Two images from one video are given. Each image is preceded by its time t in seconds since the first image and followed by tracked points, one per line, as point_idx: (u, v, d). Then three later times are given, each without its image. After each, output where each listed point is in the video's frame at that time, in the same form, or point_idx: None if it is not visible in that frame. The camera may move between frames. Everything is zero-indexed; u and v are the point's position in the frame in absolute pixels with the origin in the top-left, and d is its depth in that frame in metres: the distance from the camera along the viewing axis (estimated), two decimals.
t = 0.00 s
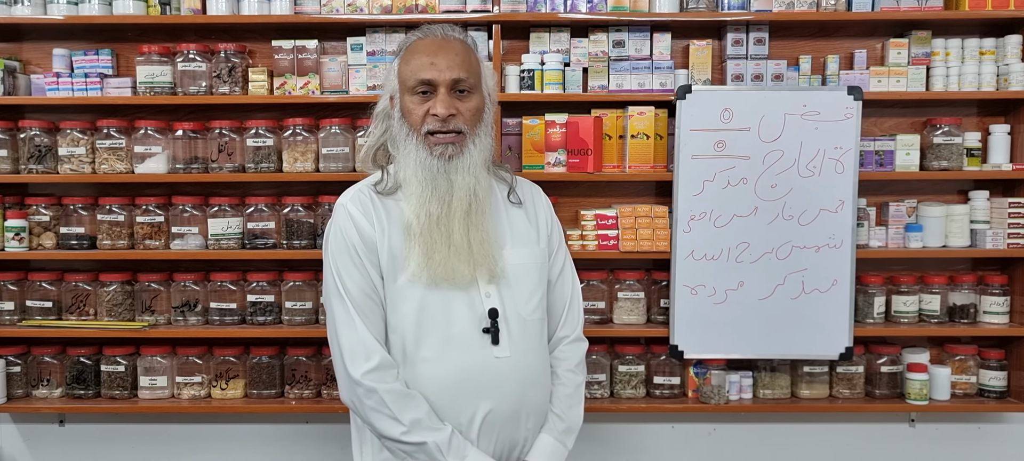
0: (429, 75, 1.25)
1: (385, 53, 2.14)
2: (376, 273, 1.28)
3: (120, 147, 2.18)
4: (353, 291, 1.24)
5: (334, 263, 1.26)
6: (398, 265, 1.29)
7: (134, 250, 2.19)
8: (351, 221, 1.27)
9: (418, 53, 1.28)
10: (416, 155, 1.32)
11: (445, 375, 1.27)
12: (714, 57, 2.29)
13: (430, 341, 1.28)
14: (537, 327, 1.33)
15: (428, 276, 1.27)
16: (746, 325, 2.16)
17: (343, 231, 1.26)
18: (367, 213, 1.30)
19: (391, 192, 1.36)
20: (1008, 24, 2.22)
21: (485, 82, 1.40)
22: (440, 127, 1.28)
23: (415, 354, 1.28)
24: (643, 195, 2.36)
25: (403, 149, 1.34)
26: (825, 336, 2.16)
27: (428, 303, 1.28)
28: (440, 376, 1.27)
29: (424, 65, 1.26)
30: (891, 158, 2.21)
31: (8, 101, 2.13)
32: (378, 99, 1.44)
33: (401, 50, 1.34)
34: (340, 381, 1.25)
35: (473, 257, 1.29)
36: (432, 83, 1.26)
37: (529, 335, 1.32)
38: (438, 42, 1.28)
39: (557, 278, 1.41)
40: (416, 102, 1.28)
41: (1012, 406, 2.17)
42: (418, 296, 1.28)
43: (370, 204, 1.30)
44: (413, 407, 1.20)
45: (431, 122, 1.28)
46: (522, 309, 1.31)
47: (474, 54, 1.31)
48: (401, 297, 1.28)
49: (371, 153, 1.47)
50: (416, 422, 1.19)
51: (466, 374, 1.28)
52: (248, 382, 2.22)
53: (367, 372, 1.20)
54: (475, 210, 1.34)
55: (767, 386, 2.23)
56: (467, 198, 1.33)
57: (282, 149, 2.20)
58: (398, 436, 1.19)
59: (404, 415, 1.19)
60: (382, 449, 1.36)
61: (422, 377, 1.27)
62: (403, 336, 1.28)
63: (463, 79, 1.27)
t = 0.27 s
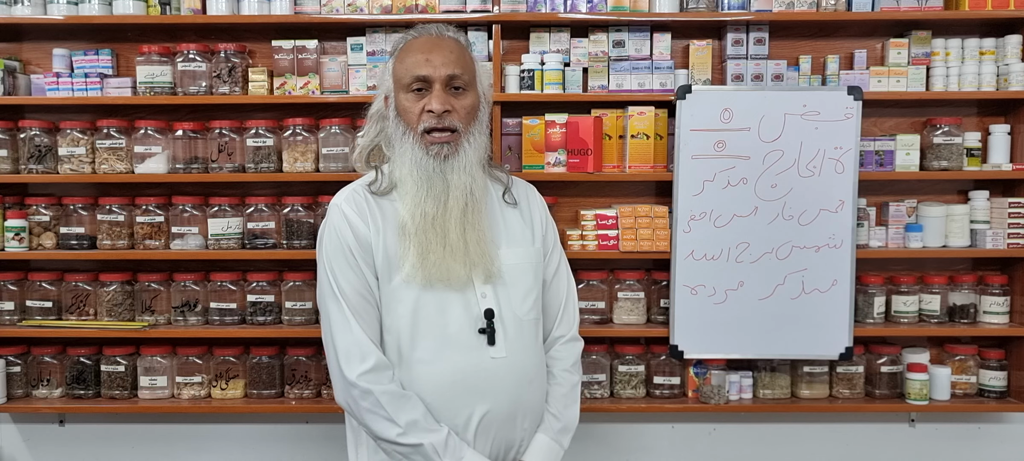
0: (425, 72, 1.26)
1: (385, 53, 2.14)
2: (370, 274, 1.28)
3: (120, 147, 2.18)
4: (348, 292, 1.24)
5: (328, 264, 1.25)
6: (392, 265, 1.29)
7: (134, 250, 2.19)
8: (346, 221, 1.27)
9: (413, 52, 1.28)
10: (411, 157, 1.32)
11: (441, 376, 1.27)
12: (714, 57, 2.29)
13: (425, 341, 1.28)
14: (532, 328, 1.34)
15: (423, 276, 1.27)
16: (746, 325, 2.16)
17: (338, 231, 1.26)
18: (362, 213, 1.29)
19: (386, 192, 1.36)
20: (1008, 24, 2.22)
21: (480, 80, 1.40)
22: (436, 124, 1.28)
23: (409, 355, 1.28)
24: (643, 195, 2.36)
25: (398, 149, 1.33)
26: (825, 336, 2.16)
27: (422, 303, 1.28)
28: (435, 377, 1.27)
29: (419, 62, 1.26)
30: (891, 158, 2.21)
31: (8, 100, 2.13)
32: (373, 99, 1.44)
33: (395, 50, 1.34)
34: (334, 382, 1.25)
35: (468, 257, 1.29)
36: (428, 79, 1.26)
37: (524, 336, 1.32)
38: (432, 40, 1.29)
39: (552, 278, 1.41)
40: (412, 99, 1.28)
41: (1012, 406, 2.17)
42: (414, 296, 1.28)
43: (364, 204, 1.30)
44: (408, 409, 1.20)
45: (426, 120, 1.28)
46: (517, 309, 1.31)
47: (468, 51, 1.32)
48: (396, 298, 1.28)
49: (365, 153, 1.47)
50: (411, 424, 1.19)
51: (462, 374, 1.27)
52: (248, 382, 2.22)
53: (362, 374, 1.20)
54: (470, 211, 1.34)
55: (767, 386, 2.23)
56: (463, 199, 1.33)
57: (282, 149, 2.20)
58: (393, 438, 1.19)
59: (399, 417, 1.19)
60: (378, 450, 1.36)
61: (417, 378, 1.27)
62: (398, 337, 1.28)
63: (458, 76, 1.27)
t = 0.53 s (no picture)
0: (471, 71, 1.25)
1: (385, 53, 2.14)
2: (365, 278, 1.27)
3: (120, 147, 2.19)
4: (338, 299, 1.23)
5: (322, 271, 1.24)
6: (392, 269, 1.27)
7: (134, 250, 2.19)
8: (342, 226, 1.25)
9: (436, 52, 1.26)
10: (431, 158, 1.26)
11: (444, 378, 1.27)
12: (714, 56, 2.29)
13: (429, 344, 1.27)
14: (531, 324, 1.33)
15: (427, 278, 1.25)
16: (746, 325, 2.16)
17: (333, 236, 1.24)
18: (358, 216, 1.27)
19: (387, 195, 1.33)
20: (1008, 24, 2.22)
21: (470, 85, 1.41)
22: (479, 127, 1.26)
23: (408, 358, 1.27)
24: (643, 195, 2.36)
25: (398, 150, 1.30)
26: (825, 336, 2.16)
27: (426, 307, 1.25)
28: (438, 379, 1.27)
29: (462, 62, 1.25)
30: (891, 158, 2.20)
31: (9, 101, 2.13)
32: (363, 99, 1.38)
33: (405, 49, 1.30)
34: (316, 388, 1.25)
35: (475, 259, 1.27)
36: (469, 79, 1.25)
37: (526, 333, 1.32)
38: (445, 41, 1.28)
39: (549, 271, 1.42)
40: (451, 99, 1.24)
41: (1012, 406, 2.17)
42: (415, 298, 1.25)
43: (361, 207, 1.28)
44: (390, 407, 1.21)
45: (474, 120, 1.25)
46: (519, 306, 1.31)
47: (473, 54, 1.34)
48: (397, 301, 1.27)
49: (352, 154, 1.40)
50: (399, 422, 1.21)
51: (465, 375, 1.27)
52: (248, 382, 2.22)
53: (347, 376, 1.21)
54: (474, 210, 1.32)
55: (767, 386, 2.23)
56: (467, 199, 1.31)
57: (282, 149, 2.20)
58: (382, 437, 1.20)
59: (384, 416, 1.20)
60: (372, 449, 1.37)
61: (418, 380, 1.27)
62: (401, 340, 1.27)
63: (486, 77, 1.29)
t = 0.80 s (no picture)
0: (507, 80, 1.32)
1: (385, 53, 2.14)
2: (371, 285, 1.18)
3: (120, 147, 2.18)
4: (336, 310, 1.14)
5: (322, 279, 1.12)
6: (405, 275, 1.21)
7: (134, 250, 2.19)
8: (351, 231, 1.15)
9: (478, 59, 1.29)
10: (466, 162, 1.30)
11: (462, 383, 1.23)
12: (714, 57, 2.29)
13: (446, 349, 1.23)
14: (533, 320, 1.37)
15: (448, 282, 1.23)
16: (746, 325, 2.16)
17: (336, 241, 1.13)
18: (367, 219, 1.18)
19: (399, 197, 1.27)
20: (1008, 24, 2.22)
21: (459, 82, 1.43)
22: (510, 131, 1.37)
23: (419, 365, 1.22)
24: (643, 195, 2.36)
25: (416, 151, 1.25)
26: (825, 336, 2.16)
27: (445, 311, 1.23)
28: (455, 385, 1.23)
29: (500, 70, 1.31)
30: (891, 158, 2.20)
31: (8, 101, 2.13)
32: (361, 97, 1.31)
33: (438, 53, 1.28)
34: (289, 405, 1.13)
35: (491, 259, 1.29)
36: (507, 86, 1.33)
37: (533, 330, 1.34)
38: (475, 46, 1.30)
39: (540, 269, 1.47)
40: (497, 106, 1.31)
41: (1012, 406, 2.17)
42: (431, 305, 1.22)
43: (371, 208, 1.19)
44: (346, 413, 1.12)
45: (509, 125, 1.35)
46: (526, 304, 1.33)
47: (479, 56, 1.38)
48: (411, 307, 1.22)
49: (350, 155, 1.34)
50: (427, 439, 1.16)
51: (485, 378, 1.25)
52: (248, 382, 2.22)
53: (313, 385, 1.11)
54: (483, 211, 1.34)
55: (767, 386, 2.23)
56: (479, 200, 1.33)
57: (282, 149, 2.20)
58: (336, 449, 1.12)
59: (338, 424, 1.11)
60: None
61: (431, 388, 1.22)
62: (415, 347, 1.23)
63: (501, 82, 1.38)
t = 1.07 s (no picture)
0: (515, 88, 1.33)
1: (385, 53, 2.14)
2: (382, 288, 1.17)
3: (120, 147, 2.19)
4: (355, 313, 1.11)
5: (337, 282, 1.09)
6: (415, 276, 1.22)
7: (134, 250, 2.19)
8: (364, 231, 1.14)
9: (489, 67, 1.30)
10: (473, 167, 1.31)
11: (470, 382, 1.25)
12: (714, 57, 2.29)
13: (454, 349, 1.24)
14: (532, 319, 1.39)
15: (457, 283, 1.24)
16: (747, 325, 2.16)
17: (351, 243, 1.11)
18: (378, 221, 1.17)
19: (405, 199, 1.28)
20: (1008, 24, 2.22)
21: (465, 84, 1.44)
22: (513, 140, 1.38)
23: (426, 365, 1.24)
24: (643, 195, 2.36)
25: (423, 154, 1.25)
26: (825, 335, 2.16)
27: (453, 312, 1.24)
28: (463, 384, 1.25)
29: (509, 79, 1.32)
30: (891, 158, 2.20)
31: (9, 101, 2.13)
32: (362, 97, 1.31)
33: (449, 60, 1.28)
34: (310, 415, 1.08)
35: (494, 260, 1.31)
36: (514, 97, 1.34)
37: (534, 329, 1.37)
38: (488, 54, 1.31)
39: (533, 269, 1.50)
40: (504, 115, 1.32)
41: (1012, 406, 2.17)
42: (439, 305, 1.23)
43: (382, 210, 1.18)
44: (375, 413, 1.07)
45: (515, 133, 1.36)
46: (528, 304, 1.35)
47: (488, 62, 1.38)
48: (420, 308, 1.23)
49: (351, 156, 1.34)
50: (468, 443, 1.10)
51: (493, 377, 1.26)
52: (248, 382, 2.22)
53: (339, 389, 1.07)
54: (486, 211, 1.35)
55: (767, 386, 2.23)
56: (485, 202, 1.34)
57: (282, 149, 2.20)
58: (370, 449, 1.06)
59: (372, 423, 1.06)
60: None
61: (438, 387, 1.24)
62: (423, 348, 1.24)
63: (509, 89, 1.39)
